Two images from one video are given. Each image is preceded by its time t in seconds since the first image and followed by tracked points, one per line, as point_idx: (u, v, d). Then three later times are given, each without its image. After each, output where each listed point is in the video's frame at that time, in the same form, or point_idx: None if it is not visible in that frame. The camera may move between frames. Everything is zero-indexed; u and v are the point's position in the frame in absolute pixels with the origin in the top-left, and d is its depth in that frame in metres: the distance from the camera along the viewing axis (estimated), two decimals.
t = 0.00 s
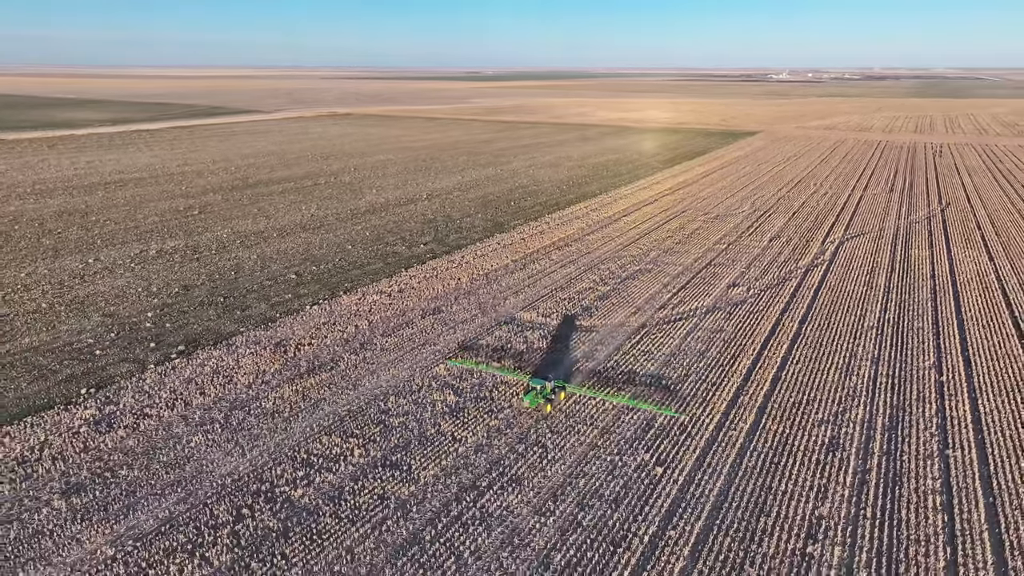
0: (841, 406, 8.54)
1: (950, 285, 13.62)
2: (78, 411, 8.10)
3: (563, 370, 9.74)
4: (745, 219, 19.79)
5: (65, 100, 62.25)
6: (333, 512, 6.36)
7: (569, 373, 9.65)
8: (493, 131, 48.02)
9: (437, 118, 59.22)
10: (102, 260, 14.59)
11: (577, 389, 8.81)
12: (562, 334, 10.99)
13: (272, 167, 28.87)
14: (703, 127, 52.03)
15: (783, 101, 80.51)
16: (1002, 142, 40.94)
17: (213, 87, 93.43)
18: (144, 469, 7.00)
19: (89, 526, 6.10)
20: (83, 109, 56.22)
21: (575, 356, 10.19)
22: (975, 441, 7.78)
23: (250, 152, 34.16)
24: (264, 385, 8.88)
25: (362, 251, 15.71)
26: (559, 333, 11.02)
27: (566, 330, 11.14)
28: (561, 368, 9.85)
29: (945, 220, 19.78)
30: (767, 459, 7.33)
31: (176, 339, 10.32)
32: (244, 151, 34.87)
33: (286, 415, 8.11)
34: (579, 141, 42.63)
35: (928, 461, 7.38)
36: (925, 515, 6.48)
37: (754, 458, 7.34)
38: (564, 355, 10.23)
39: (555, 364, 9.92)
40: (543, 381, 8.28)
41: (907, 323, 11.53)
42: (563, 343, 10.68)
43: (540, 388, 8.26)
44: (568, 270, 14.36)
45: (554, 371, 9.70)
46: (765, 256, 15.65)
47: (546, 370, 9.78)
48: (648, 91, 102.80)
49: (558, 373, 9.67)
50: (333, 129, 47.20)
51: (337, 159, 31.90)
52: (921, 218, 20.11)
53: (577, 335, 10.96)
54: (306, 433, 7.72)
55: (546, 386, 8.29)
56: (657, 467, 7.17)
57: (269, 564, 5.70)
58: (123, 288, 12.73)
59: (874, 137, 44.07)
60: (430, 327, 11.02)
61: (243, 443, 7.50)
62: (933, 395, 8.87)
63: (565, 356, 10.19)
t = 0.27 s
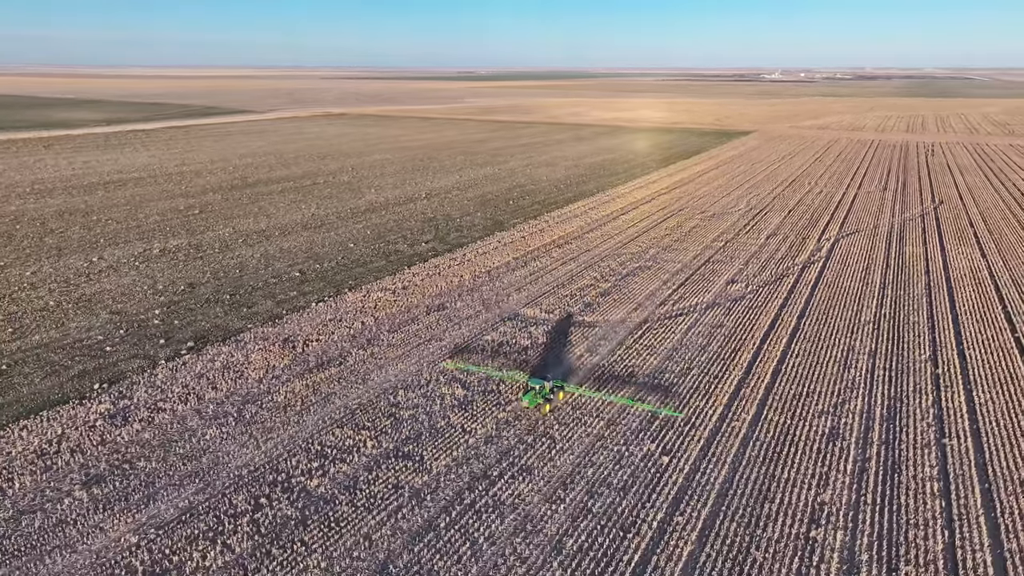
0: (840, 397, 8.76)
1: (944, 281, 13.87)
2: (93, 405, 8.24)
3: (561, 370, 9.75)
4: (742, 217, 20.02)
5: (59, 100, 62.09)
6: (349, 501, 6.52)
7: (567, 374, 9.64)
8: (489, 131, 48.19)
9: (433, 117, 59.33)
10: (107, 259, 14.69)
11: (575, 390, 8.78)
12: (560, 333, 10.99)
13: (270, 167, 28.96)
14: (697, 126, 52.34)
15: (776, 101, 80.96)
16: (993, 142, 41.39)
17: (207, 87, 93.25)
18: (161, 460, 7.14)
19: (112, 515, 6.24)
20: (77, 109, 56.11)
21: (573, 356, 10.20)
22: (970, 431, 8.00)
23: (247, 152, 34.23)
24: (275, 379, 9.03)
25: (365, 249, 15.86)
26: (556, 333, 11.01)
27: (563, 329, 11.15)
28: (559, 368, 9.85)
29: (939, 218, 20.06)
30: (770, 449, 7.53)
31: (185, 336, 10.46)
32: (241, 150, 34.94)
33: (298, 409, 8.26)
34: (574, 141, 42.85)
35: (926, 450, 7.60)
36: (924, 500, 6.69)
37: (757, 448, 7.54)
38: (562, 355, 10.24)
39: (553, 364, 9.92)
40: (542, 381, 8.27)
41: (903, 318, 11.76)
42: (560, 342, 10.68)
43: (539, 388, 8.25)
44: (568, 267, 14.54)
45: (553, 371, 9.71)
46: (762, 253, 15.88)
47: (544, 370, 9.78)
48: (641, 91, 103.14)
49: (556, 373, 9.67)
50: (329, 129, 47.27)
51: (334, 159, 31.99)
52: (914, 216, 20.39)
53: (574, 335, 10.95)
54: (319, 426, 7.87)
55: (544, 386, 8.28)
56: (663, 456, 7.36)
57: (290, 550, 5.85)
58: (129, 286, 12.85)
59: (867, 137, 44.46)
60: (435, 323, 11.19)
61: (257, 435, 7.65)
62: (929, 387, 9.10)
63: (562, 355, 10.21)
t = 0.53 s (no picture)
0: (839, 389, 8.98)
1: (939, 277, 14.11)
2: (108, 400, 8.37)
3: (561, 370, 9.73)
4: (739, 215, 20.24)
5: (53, 100, 61.94)
6: (365, 490, 6.68)
7: (566, 374, 9.61)
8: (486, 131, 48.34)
9: (429, 117, 59.44)
10: (112, 257, 14.80)
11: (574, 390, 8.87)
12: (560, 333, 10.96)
13: (269, 166, 29.03)
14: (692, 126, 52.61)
15: (770, 100, 81.38)
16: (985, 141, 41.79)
17: (202, 87, 93.08)
18: (179, 452, 7.29)
19: (134, 505, 6.39)
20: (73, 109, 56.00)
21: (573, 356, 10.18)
22: (967, 420, 8.23)
23: (245, 152, 34.28)
24: (286, 374, 9.18)
25: (367, 247, 16.00)
26: (556, 333, 10.99)
27: (563, 329, 11.12)
28: (559, 367, 9.83)
29: (933, 216, 20.33)
30: (773, 439, 7.73)
31: (195, 332, 10.60)
32: (239, 150, 35.00)
33: (310, 402, 8.41)
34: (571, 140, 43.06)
35: (924, 439, 7.81)
36: (923, 487, 6.90)
37: (760, 438, 7.74)
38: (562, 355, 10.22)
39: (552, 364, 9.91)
40: (542, 382, 8.35)
41: (900, 313, 11.99)
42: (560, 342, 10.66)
43: (539, 388, 8.33)
44: (570, 265, 14.72)
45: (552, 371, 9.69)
46: (760, 250, 16.10)
47: (544, 370, 9.75)
48: (636, 91, 103.46)
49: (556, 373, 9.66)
50: (325, 128, 47.34)
51: (333, 158, 32.09)
52: (909, 214, 20.66)
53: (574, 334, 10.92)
54: (332, 419, 8.03)
55: (544, 386, 8.36)
56: (669, 446, 7.56)
57: (310, 536, 6.00)
58: (136, 284, 12.96)
59: (861, 136, 44.82)
60: (440, 319, 11.35)
61: (271, 428, 7.80)
62: (926, 379, 9.32)
63: (562, 355, 10.21)
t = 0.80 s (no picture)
0: (842, 382, 9.17)
1: (937, 274, 14.34)
2: (125, 394, 8.53)
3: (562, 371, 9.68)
4: (739, 214, 20.46)
5: (52, 100, 61.97)
6: (382, 479, 6.86)
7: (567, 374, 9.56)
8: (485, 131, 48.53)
9: (428, 117, 59.59)
10: (120, 256, 14.94)
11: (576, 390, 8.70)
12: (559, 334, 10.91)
13: (270, 166, 29.17)
14: (690, 126, 52.84)
15: (767, 100, 81.72)
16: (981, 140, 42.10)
17: (200, 87, 93.09)
18: (198, 443, 7.45)
19: (158, 494, 6.55)
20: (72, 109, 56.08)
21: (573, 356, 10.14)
22: (967, 412, 8.43)
23: (246, 151, 34.41)
24: (299, 369, 9.34)
25: (373, 245, 16.17)
26: (558, 330, 11.03)
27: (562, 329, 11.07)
28: (560, 367, 9.80)
29: (930, 214, 20.58)
30: (778, 429, 7.92)
31: (207, 328, 10.75)
32: (240, 150, 35.14)
33: (324, 396, 8.58)
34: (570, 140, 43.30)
35: (924, 429, 8.02)
36: (924, 475, 7.10)
37: (766, 428, 7.94)
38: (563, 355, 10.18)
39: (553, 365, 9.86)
40: (544, 381, 8.14)
41: (900, 309, 12.21)
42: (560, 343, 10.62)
43: (541, 388, 8.12)
44: (573, 262, 14.90)
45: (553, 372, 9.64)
46: (761, 248, 16.31)
47: (545, 370, 9.72)
48: (634, 91, 103.74)
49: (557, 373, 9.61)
50: (325, 128, 47.48)
51: (334, 158, 32.24)
52: (907, 212, 20.90)
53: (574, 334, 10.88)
54: (346, 411, 8.21)
55: (546, 386, 8.15)
56: (677, 437, 7.74)
57: (331, 524, 6.17)
58: (146, 282, 13.11)
59: (859, 136, 45.12)
60: (448, 315, 11.52)
61: (287, 420, 7.96)
62: (926, 373, 9.52)
63: (563, 355, 10.15)
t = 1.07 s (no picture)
0: (844, 376, 9.36)
1: (936, 271, 14.55)
2: (143, 388, 8.67)
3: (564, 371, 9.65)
4: (740, 212, 20.65)
5: (51, 100, 61.96)
6: (399, 469, 7.02)
7: (570, 374, 9.53)
8: (485, 130, 48.69)
9: (427, 117, 59.73)
10: (129, 254, 15.08)
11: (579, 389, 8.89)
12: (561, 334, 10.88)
13: (273, 165, 29.30)
14: (689, 125, 53.06)
15: (764, 100, 82.01)
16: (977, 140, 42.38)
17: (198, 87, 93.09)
18: (217, 435, 7.61)
19: (181, 484, 6.71)
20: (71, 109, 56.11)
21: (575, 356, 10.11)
22: (967, 404, 8.63)
23: (248, 151, 34.52)
24: (312, 363, 9.50)
25: (378, 244, 16.33)
26: (559, 330, 11.07)
27: (564, 330, 11.05)
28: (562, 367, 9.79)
29: (928, 213, 20.80)
30: (783, 421, 8.11)
31: (219, 324, 10.91)
32: (242, 149, 35.26)
33: (338, 389, 8.74)
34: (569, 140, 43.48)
35: (926, 421, 8.20)
36: (926, 464, 7.28)
37: (771, 420, 8.12)
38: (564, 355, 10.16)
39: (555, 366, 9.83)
40: (546, 381, 8.33)
41: (901, 305, 12.41)
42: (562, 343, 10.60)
43: (544, 388, 8.32)
44: (577, 260, 15.07)
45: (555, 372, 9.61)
46: (762, 246, 16.51)
47: (547, 370, 9.70)
48: (632, 91, 103.99)
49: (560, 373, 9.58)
50: (325, 128, 47.60)
51: (335, 158, 32.39)
52: (905, 211, 21.11)
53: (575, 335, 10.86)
54: (361, 404, 8.38)
55: (549, 386, 8.34)
56: (685, 428, 7.93)
57: (351, 511, 6.33)
58: (156, 279, 13.25)
59: (856, 135, 45.38)
60: (456, 311, 11.70)
61: (303, 413, 8.13)
62: (927, 366, 9.72)
63: (565, 356, 10.13)
